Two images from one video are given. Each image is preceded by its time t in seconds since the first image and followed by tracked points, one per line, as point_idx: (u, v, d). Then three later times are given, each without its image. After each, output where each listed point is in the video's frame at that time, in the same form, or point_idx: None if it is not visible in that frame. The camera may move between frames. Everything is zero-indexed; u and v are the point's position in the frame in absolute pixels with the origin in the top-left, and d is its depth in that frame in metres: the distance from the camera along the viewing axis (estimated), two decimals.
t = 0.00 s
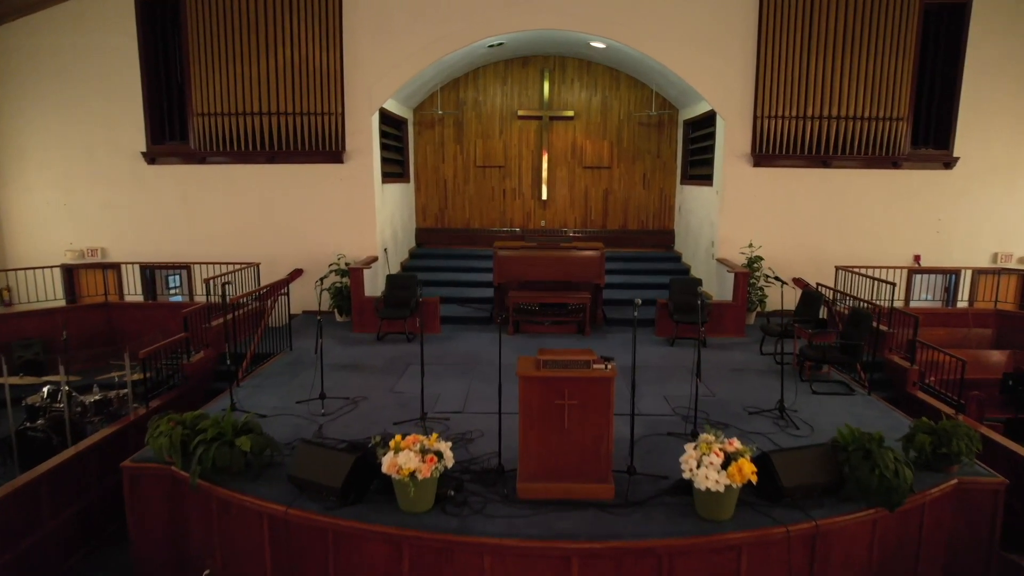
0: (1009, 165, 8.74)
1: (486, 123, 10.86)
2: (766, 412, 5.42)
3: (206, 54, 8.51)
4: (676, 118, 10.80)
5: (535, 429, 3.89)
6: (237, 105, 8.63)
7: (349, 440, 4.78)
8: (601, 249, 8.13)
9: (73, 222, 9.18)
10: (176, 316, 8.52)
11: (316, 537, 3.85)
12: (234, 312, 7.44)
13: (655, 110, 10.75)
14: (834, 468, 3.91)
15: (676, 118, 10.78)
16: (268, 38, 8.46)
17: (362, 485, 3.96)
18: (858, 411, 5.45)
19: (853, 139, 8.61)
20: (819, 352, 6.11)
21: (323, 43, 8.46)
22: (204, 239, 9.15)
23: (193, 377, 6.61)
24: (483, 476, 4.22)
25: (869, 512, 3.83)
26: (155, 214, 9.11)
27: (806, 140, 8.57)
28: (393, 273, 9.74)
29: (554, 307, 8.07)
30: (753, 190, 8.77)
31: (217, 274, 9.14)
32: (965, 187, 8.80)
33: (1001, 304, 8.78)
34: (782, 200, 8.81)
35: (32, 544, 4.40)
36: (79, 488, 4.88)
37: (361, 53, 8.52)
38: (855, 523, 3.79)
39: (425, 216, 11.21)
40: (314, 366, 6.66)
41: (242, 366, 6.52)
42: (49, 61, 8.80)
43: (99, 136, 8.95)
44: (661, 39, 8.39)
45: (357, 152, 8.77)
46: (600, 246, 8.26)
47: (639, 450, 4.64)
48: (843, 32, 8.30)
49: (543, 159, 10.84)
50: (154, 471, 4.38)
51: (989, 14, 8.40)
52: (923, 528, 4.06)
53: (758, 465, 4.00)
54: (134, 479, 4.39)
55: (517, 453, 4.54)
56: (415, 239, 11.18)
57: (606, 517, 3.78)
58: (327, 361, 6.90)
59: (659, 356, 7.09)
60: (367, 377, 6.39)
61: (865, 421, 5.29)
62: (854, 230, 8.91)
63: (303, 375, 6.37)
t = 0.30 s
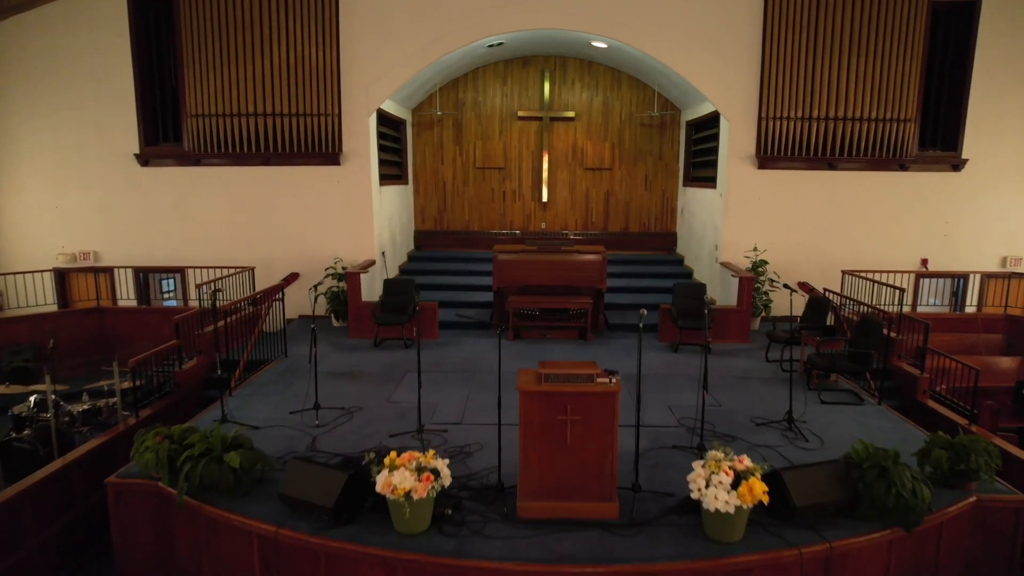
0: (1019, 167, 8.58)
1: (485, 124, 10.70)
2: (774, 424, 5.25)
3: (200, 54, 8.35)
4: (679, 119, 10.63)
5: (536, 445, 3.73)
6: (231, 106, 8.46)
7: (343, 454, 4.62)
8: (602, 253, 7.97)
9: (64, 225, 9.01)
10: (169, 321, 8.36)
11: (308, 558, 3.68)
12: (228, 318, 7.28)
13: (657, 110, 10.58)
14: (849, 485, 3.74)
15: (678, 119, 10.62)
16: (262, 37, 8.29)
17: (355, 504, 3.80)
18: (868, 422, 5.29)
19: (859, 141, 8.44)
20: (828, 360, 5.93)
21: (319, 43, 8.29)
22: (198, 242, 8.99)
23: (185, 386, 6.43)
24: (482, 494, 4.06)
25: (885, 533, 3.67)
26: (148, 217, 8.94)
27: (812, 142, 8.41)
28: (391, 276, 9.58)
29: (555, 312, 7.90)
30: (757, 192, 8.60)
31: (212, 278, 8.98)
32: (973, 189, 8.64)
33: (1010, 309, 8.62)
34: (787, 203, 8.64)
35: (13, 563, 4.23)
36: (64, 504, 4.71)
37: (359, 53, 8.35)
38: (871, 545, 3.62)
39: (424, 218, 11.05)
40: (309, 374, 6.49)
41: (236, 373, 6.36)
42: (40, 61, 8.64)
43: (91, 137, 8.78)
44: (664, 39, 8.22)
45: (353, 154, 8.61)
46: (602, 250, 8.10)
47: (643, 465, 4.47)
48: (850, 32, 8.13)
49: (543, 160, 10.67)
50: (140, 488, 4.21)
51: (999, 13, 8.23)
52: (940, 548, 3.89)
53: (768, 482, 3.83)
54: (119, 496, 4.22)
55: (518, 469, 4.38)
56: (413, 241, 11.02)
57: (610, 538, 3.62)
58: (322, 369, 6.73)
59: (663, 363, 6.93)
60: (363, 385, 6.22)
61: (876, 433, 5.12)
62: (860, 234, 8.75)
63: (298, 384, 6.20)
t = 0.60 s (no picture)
0: None
1: (485, 125, 10.54)
2: (782, 436, 5.08)
3: (193, 54, 8.18)
4: (681, 119, 10.47)
5: (538, 464, 3.57)
6: (226, 107, 8.30)
7: (337, 469, 4.45)
8: (604, 257, 7.80)
9: (56, 228, 8.85)
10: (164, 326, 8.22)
11: None
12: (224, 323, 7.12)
13: (659, 111, 10.42)
14: (865, 505, 3.57)
15: (681, 119, 10.45)
16: (257, 37, 8.13)
17: (348, 524, 3.63)
18: (879, 435, 5.13)
19: (866, 143, 8.28)
20: (838, 370, 5.73)
21: (316, 43, 8.13)
22: (192, 246, 8.82)
23: (177, 395, 6.27)
24: (481, 513, 3.90)
25: (903, 556, 3.50)
26: (141, 220, 8.78)
27: (818, 144, 8.25)
28: (389, 280, 9.41)
29: (556, 317, 7.74)
30: (762, 195, 8.44)
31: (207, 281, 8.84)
32: (982, 192, 8.47)
33: (1019, 314, 8.46)
34: (792, 207, 8.49)
35: None
36: (50, 520, 4.56)
37: (355, 53, 8.19)
38: (889, 568, 3.46)
39: (423, 220, 10.88)
40: (303, 383, 6.33)
41: (229, 383, 6.19)
42: (31, 62, 8.48)
43: (83, 139, 8.62)
44: (667, 39, 8.06)
45: (351, 156, 8.44)
46: (603, 253, 7.93)
47: (648, 481, 4.31)
48: (857, 31, 7.96)
49: (543, 162, 10.51)
50: (126, 506, 4.04)
51: (1009, 13, 8.07)
52: (959, 570, 3.72)
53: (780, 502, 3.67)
54: (103, 515, 4.05)
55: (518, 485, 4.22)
56: (412, 244, 10.85)
57: (616, 561, 3.45)
58: (317, 377, 6.57)
59: (666, 371, 6.77)
60: (359, 394, 6.06)
61: (889, 446, 4.95)
62: (867, 237, 8.58)
63: (292, 394, 6.04)
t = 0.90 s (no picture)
0: None
1: (485, 126, 10.40)
2: (790, 447, 4.95)
3: (188, 54, 8.04)
4: (684, 120, 10.33)
5: (539, 481, 3.43)
6: (221, 109, 8.17)
7: (331, 483, 4.32)
8: (606, 260, 7.66)
9: (48, 231, 8.71)
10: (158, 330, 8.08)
11: None
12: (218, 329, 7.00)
13: (662, 112, 10.28)
14: (879, 523, 3.44)
15: (683, 120, 10.32)
16: (253, 37, 7.99)
17: (342, 544, 3.50)
18: (889, 446, 4.99)
19: (872, 145, 8.15)
20: (846, 377, 5.59)
21: (312, 43, 7.99)
22: (188, 249, 8.69)
23: (170, 403, 6.09)
24: (480, 530, 3.76)
25: None
26: (135, 222, 8.64)
27: (823, 145, 8.11)
28: (387, 284, 9.27)
29: (557, 322, 7.60)
30: (766, 198, 8.31)
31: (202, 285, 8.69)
32: (989, 194, 8.34)
33: None
34: (797, 209, 8.35)
35: None
36: (36, 534, 4.42)
37: (352, 53, 8.05)
38: None
39: (422, 222, 10.75)
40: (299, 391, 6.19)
41: (223, 391, 6.04)
42: (23, 62, 8.34)
43: (76, 141, 8.48)
44: (670, 40, 7.93)
45: (348, 158, 8.31)
46: (604, 257, 7.79)
47: (653, 495, 4.17)
48: (863, 31, 7.83)
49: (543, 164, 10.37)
50: (113, 523, 3.90)
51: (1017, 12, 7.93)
52: None
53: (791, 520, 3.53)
54: (89, 532, 3.92)
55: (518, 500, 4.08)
56: (411, 247, 10.71)
57: None
58: (313, 384, 6.43)
59: (669, 378, 6.63)
60: (355, 402, 5.92)
61: (899, 457, 4.82)
62: (873, 240, 8.45)
63: (287, 402, 5.90)
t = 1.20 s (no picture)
0: None
1: (484, 127, 10.25)
2: (799, 461, 4.79)
3: (181, 54, 7.88)
4: (686, 121, 10.17)
5: (540, 503, 3.28)
6: (215, 110, 8.01)
7: (325, 501, 4.16)
8: (607, 264, 7.50)
9: (39, 235, 8.56)
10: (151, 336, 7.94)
11: None
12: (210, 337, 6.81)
13: (664, 113, 10.13)
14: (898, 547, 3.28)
15: (685, 122, 10.16)
16: (247, 37, 7.83)
17: (335, 569, 3.34)
18: (901, 459, 4.84)
19: (879, 147, 7.99)
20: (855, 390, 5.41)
21: (308, 43, 7.82)
22: (181, 253, 8.53)
23: (161, 413, 5.90)
24: (479, 552, 3.62)
25: None
26: (128, 226, 8.48)
27: (829, 147, 7.96)
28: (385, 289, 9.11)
29: (558, 328, 7.44)
30: (770, 201, 8.15)
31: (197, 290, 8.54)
32: (999, 198, 8.18)
33: None
34: (802, 213, 8.19)
35: None
36: (19, 553, 4.28)
37: (349, 54, 7.90)
38: None
39: (421, 225, 10.59)
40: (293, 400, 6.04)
41: (216, 401, 5.88)
42: (13, 63, 8.19)
43: (68, 143, 8.33)
44: (673, 40, 7.77)
45: (345, 161, 8.15)
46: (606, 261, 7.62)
47: (659, 514, 4.02)
48: (871, 30, 7.67)
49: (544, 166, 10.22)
50: (96, 545, 3.75)
51: None
52: None
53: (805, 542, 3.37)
54: (72, 553, 3.76)
55: (519, 518, 3.93)
56: (409, 250, 10.55)
57: None
58: (309, 393, 6.27)
59: (673, 386, 6.47)
60: (351, 413, 5.76)
61: (912, 471, 4.66)
62: (880, 244, 8.29)
63: (281, 413, 5.75)
